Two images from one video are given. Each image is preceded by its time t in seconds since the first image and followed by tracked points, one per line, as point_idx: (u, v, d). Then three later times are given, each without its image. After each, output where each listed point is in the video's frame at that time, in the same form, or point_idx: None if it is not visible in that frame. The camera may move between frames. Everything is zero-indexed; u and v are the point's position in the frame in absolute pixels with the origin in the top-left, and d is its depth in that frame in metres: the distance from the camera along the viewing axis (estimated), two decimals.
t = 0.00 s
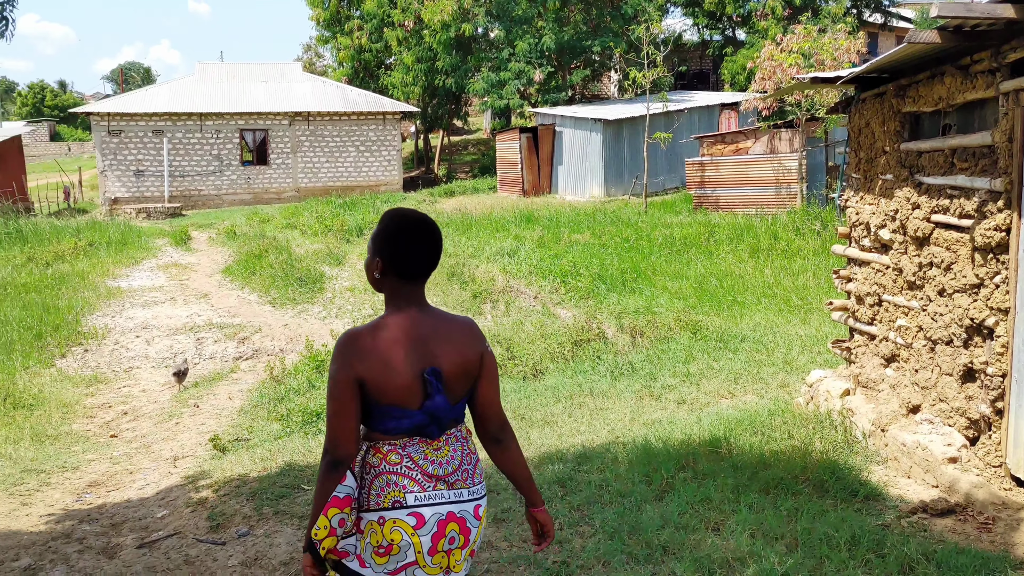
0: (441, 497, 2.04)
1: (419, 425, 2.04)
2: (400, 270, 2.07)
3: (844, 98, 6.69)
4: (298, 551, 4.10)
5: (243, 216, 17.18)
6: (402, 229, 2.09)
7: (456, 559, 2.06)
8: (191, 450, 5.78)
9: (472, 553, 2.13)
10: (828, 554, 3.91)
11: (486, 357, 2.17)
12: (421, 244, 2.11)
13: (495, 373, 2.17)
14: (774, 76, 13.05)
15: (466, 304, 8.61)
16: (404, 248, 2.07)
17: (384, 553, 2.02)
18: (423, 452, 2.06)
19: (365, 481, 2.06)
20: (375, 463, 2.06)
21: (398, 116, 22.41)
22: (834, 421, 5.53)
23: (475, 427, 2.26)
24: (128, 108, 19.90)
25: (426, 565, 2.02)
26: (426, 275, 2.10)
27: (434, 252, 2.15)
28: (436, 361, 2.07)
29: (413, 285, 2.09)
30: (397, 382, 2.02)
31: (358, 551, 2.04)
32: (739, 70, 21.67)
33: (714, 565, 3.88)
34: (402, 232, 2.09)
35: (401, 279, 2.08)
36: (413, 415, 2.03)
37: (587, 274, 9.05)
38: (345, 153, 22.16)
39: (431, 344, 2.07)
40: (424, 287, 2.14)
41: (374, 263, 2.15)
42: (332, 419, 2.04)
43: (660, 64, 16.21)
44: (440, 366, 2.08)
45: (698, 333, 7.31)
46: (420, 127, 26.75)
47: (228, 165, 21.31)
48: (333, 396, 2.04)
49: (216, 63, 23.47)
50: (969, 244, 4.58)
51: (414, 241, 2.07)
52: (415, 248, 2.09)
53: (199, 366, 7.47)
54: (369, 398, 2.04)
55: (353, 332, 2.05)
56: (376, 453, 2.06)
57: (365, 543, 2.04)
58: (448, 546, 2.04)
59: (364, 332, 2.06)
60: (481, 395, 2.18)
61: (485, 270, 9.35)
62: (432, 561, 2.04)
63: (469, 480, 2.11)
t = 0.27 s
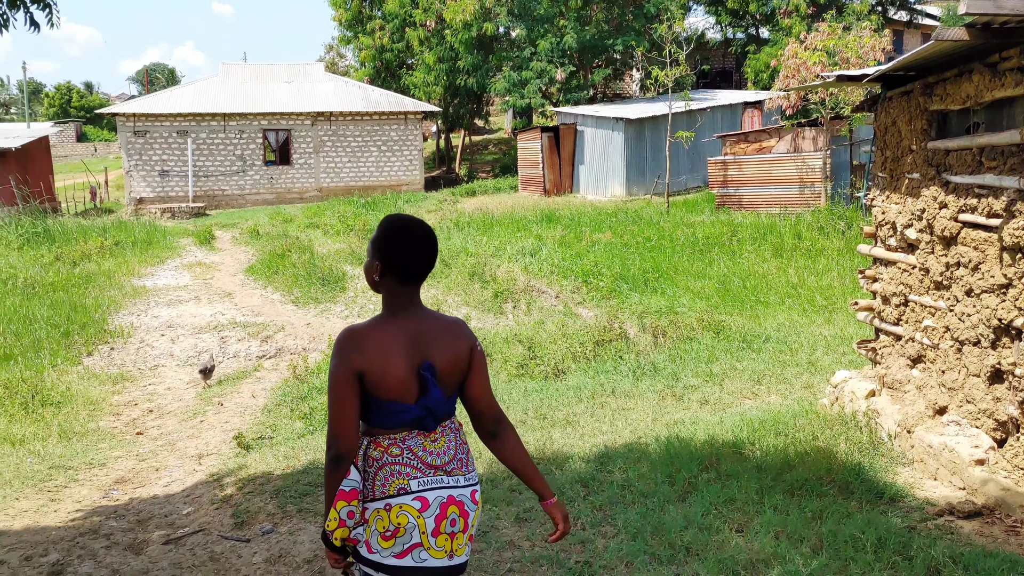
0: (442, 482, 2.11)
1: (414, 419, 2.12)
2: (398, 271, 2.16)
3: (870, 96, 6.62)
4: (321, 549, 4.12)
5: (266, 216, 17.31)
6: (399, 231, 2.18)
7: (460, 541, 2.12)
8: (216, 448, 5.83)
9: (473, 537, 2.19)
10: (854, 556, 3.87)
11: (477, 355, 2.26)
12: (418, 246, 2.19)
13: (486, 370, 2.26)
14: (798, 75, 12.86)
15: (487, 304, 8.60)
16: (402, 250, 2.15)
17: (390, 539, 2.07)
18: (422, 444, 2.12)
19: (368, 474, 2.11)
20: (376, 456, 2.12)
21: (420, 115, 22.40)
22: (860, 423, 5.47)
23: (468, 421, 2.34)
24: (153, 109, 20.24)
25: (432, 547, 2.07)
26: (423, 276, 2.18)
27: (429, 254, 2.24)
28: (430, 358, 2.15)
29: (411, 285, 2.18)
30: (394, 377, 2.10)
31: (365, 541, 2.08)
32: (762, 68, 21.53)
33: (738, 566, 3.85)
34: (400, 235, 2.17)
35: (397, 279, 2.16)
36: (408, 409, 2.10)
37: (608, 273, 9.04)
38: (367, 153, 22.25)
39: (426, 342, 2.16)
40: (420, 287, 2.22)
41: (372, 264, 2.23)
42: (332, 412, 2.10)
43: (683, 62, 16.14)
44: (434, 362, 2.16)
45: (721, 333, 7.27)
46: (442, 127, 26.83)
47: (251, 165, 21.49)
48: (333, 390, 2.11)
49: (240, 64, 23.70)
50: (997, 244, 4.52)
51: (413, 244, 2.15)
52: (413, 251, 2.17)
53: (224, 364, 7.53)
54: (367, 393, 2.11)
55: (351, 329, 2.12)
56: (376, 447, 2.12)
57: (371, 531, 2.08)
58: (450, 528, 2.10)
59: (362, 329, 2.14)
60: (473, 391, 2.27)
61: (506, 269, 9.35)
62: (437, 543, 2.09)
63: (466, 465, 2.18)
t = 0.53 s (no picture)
0: (428, 483, 2.28)
1: (413, 417, 2.29)
2: (399, 278, 2.34)
3: (893, 94, 6.55)
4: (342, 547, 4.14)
5: (286, 215, 17.41)
6: (398, 242, 2.37)
7: (446, 535, 2.31)
8: (237, 445, 5.87)
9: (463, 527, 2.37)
10: (876, 557, 3.84)
11: (469, 358, 2.45)
12: (415, 256, 2.39)
13: (477, 372, 2.45)
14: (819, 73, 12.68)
15: (506, 303, 8.60)
16: (402, 259, 2.34)
17: (382, 536, 2.27)
18: (413, 442, 2.30)
19: (365, 473, 2.30)
20: (370, 457, 2.30)
21: (439, 115, 22.44)
22: (882, 423, 5.41)
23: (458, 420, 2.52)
24: (175, 109, 20.42)
25: (420, 543, 2.27)
26: (420, 284, 2.37)
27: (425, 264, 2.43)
28: (427, 359, 2.33)
29: (409, 290, 2.36)
30: (395, 376, 2.27)
31: (361, 537, 2.29)
32: (783, 66, 21.40)
33: (759, 567, 3.84)
34: (399, 245, 2.36)
35: (397, 286, 2.35)
36: (408, 407, 2.28)
37: (628, 273, 9.01)
38: (387, 152, 22.35)
39: (424, 345, 2.34)
40: (417, 294, 2.41)
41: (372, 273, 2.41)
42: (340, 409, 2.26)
43: (703, 60, 16.07)
44: (431, 363, 2.34)
45: (741, 333, 7.22)
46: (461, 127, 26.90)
47: (272, 165, 21.64)
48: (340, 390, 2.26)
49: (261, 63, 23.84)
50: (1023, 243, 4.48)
51: (412, 253, 2.34)
52: (413, 260, 2.36)
53: (245, 362, 7.59)
54: (371, 391, 2.27)
55: (356, 332, 2.29)
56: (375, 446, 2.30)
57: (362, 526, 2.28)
58: (437, 524, 2.29)
59: (366, 332, 2.31)
60: (464, 392, 2.45)
61: (525, 268, 9.35)
62: (425, 539, 2.29)
63: (454, 463, 2.34)
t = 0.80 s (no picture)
0: (422, 471, 2.36)
1: (413, 405, 2.37)
2: (400, 272, 2.41)
3: (916, 91, 6.47)
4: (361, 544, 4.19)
5: (307, 214, 17.52)
6: (395, 238, 2.45)
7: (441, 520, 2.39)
8: (258, 442, 5.90)
9: (459, 512, 2.45)
10: (900, 557, 3.80)
11: (465, 350, 2.54)
12: (414, 251, 2.48)
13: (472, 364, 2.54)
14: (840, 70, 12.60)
15: (526, 302, 8.60)
16: (403, 253, 2.42)
17: (377, 522, 2.35)
18: (409, 429, 2.38)
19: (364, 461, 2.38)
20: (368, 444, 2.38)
21: (458, 113, 22.49)
22: (905, 424, 5.35)
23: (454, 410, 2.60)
24: (197, 109, 20.60)
25: (414, 528, 2.36)
26: (419, 278, 2.46)
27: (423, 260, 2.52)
28: (427, 350, 2.42)
29: (410, 284, 2.44)
30: (398, 366, 2.35)
31: (357, 524, 2.37)
32: (805, 63, 21.27)
33: (781, 566, 3.81)
34: (399, 240, 2.45)
35: (398, 280, 2.43)
36: (410, 396, 2.36)
37: (647, 271, 8.99)
38: (406, 151, 22.42)
39: (424, 336, 2.43)
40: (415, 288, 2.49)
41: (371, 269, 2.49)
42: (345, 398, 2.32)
43: (724, 58, 16.01)
44: (431, 353, 2.43)
45: (762, 332, 7.18)
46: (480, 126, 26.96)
47: (292, 164, 21.77)
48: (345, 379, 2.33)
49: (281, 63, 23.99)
50: None
51: (412, 249, 2.42)
52: (413, 255, 2.44)
53: (266, 360, 7.63)
54: (375, 380, 2.34)
55: (360, 323, 2.36)
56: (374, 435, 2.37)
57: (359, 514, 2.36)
58: (430, 510, 2.37)
59: (370, 324, 2.38)
60: (460, 383, 2.54)
61: (544, 266, 9.36)
62: (420, 523, 2.37)
63: (449, 450, 2.43)
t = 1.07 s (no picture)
0: (416, 443, 2.47)
1: (412, 381, 2.48)
2: (400, 255, 2.52)
3: (942, 87, 6.39)
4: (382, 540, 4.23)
5: (327, 212, 17.60)
6: (395, 224, 2.55)
7: (433, 491, 2.48)
8: (280, 438, 5.93)
9: (455, 487, 2.52)
10: (925, 559, 3.76)
11: (464, 329, 2.64)
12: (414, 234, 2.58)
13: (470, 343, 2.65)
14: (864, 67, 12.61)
15: (546, 300, 8.60)
16: (403, 237, 2.53)
17: (373, 487, 2.49)
18: (409, 404, 2.49)
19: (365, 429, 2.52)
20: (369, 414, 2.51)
21: (478, 111, 22.47)
22: (930, 423, 5.29)
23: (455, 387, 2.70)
24: (219, 108, 20.82)
25: (406, 496, 2.47)
26: (419, 261, 2.56)
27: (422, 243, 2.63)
28: (426, 328, 2.52)
29: (410, 266, 2.55)
30: (398, 344, 2.46)
31: (356, 488, 2.52)
32: (828, 60, 21.15)
33: (804, 566, 3.78)
34: (400, 224, 2.55)
35: (398, 262, 2.54)
36: (410, 371, 2.47)
37: (668, 269, 8.96)
38: (427, 149, 22.47)
39: (424, 315, 2.54)
40: (416, 270, 2.60)
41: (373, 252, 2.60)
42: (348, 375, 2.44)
43: (745, 55, 15.93)
44: (430, 332, 2.54)
45: (784, 331, 7.14)
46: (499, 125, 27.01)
47: (313, 162, 21.89)
48: (348, 357, 2.45)
49: (302, 62, 24.09)
50: None
51: (411, 231, 2.53)
52: (413, 238, 2.55)
53: (287, 357, 7.68)
54: (376, 357, 2.46)
55: (362, 304, 2.48)
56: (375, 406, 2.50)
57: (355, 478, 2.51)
58: (422, 481, 2.47)
59: (371, 304, 2.49)
60: (459, 361, 2.64)
61: (564, 265, 9.35)
62: (412, 494, 2.48)
63: (446, 426, 2.51)
